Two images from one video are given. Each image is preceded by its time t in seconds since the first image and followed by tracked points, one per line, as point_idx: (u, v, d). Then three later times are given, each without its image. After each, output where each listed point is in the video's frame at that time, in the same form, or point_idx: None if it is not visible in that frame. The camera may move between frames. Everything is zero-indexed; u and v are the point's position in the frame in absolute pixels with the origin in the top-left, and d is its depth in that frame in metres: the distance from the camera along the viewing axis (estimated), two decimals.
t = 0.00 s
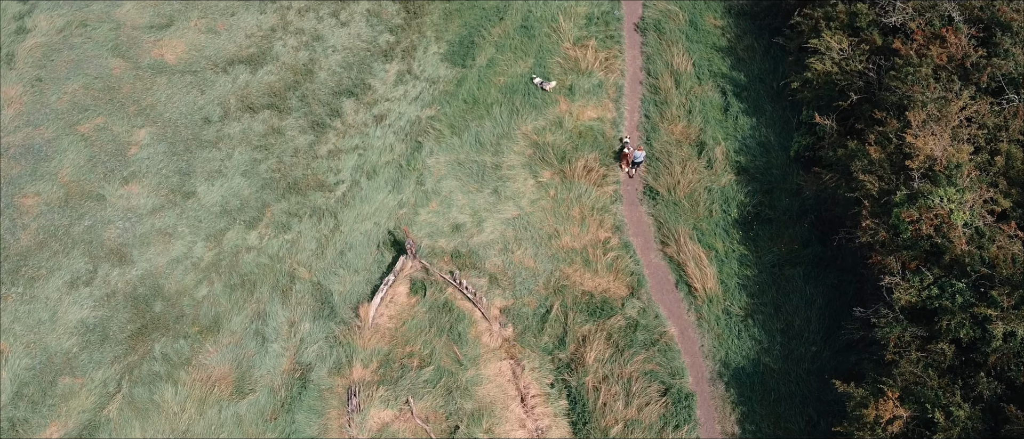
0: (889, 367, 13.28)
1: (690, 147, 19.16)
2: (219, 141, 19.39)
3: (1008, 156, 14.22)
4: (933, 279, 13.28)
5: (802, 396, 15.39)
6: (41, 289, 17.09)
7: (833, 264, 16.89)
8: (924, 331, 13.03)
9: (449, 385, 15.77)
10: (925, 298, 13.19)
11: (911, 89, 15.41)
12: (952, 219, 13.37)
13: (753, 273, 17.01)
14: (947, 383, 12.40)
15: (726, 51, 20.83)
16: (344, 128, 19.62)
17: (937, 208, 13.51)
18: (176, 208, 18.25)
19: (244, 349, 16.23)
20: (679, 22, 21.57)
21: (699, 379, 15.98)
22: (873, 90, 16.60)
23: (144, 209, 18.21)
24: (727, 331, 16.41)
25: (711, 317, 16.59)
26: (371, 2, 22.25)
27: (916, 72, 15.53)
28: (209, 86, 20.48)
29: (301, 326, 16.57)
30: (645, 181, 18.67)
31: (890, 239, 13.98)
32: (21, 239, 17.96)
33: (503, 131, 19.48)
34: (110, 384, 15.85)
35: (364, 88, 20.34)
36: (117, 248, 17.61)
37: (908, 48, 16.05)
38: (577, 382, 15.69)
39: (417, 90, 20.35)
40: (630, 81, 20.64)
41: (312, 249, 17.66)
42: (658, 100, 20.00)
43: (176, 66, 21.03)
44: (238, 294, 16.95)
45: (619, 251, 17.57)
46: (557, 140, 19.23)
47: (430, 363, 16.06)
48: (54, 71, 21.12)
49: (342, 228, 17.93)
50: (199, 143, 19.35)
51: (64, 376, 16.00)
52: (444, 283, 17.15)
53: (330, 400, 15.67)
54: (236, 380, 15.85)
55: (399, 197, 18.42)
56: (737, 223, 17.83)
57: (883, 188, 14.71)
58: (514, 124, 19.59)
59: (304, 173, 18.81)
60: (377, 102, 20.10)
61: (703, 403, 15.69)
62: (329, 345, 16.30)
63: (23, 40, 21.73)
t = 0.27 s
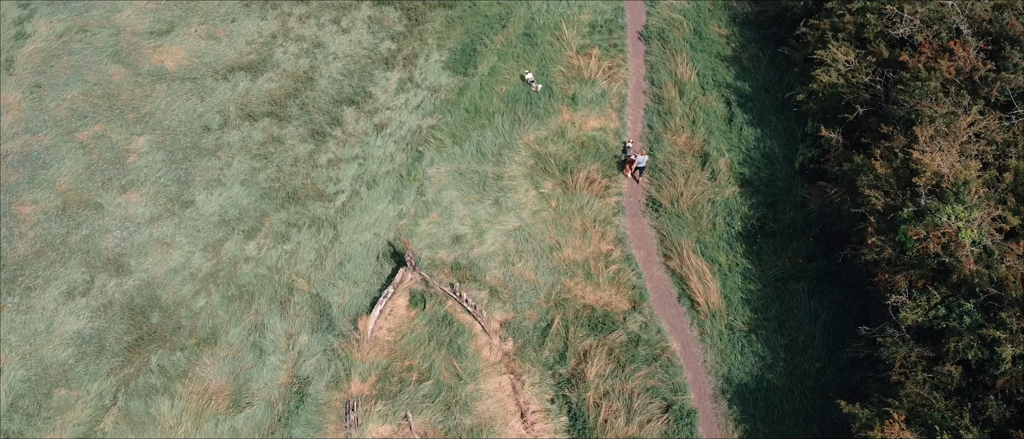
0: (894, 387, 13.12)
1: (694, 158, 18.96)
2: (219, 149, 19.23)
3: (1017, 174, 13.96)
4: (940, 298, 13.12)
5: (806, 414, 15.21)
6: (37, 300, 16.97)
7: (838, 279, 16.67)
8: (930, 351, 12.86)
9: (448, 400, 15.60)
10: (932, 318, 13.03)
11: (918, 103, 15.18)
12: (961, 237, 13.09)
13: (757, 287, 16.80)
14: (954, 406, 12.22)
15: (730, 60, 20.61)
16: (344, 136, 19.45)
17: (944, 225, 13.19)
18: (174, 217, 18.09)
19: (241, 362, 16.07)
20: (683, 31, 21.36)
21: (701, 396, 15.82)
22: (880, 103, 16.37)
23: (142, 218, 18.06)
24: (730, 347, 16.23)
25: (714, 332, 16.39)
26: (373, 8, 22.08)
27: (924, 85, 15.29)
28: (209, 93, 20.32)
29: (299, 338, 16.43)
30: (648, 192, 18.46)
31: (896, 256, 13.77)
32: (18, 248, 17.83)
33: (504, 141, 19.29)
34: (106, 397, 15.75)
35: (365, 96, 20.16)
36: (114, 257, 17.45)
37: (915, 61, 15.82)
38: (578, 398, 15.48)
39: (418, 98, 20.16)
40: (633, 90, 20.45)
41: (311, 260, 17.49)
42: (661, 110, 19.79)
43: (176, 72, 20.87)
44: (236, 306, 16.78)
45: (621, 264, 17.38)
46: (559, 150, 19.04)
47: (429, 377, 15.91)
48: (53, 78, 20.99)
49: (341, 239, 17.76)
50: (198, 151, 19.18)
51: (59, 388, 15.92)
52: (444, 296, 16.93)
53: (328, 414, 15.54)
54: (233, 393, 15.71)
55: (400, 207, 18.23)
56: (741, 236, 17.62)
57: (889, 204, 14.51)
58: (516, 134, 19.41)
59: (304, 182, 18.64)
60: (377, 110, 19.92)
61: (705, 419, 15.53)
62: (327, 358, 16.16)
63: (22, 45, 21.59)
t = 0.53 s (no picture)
0: (900, 408, 12.93)
1: (697, 169, 18.74)
2: (217, 158, 19.06)
3: None
4: (947, 318, 12.95)
5: (809, 432, 15.12)
6: (33, 310, 16.90)
7: (842, 294, 16.46)
8: (936, 372, 12.68)
9: (447, 415, 15.48)
10: (938, 338, 12.89)
11: (925, 117, 14.96)
12: (968, 256, 12.93)
13: (761, 302, 16.58)
14: (960, 428, 12.00)
15: (734, 70, 20.41)
16: (344, 146, 19.28)
17: (951, 243, 13.03)
18: (171, 227, 17.93)
19: (238, 375, 16.01)
20: (687, 39, 21.15)
21: (703, 412, 15.71)
22: (886, 116, 16.15)
23: (139, 227, 17.90)
24: (732, 363, 16.06)
25: (717, 347, 16.19)
26: (374, 15, 21.91)
27: (930, 99, 15.06)
28: (208, 101, 20.16)
29: (297, 351, 16.26)
30: (651, 204, 18.26)
31: (902, 273, 13.55)
32: (15, 257, 17.73)
33: (506, 151, 19.11)
34: (101, 410, 15.75)
35: (365, 104, 19.99)
36: (111, 267, 17.29)
37: (922, 74, 15.62)
38: (578, 414, 15.43)
39: (419, 107, 19.98)
40: (636, 100, 20.25)
41: (309, 271, 17.32)
42: (664, 120, 19.59)
43: (175, 79, 20.71)
44: (233, 318, 16.63)
45: (623, 277, 17.16)
46: (561, 161, 18.84)
47: (427, 392, 15.76)
48: (52, 84, 20.86)
49: (340, 250, 17.59)
50: (196, 159, 19.01)
51: (54, 401, 15.90)
52: (443, 309, 16.78)
53: (325, 429, 15.44)
54: (229, 407, 15.68)
55: (399, 217, 18.05)
56: (744, 249, 17.41)
57: (895, 220, 14.28)
58: (517, 144, 19.22)
59: (303, 192, 18.47)
60: (378, 119, 19.73)
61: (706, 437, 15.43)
62: (324, 371, 16.01)
63: (21, 51, 21.47)
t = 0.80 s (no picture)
0: (903, 427, 12.85)
1: (698, 180, 18.54)
2: (213, 168, 18.87)
3: None
4: (951, 337, 12.73)
5: None
6: (27, 323, 16.80)
7: (843, 308, 16.26)
8: (940, 392, 12.58)
9: (444, 431, 15.37)
10: (942, 357, 12.69)
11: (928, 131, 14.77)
12: (972, 273, 12.78)
13: (762, 316, 16.40)
14: None
15: (736, 79, 20.23)
16: (341, 156, 19.09)
17: (955, 260, 12.88)
18: (166, 238, 17.76)
19: (233, 389, 15.91)
20: (688, 47, 20.96)
21: (703, 428, 15.55)
22: (889, 128, 15.97)
23: (134, 239, 17.73)
24: (733, 378, 15.86)
25: (717, 361, 16.01)
26: (372, 22, 21.72)
27: (934, 112, 14.88)
28: (204, 110, 19.97)
29: (292, 365, 16.16)
30: (651, 215, 18.07)
31: (905, 290, 13.41)
32: (8, 268, 17.59)
33: (504, 162, 18.92)
34: (94, 425, 15.70)
35: (363, 113, 19.79)
36: (105, 280, 17.13)
37: (926, 87, 15.47)
38: (577, 430, 15.26)
39: (417, 116, 19.78)
40: (636, 109, 20.05)
41: (305, 284, 17.14)
42: (665, 130, 19.40)
43: (171, 87, 20.53)
44: (228, 331, 16.48)
45: (623, 290, 16.97)
46: (560, 172, 18.67)
47: (424, 407, 15.61)
48: (46, 92, 20.69)
49: (336, 262, 17.42)
50: (192, 169, 18.83)
51: (47, 415, 15.88)
52: (441, 322, 16.58)
53: None
54: (224, 422, 15.61)
55: (397, 229, 17.88)
56: (745, 262, 17.23)
57: (898, 235, 14.10)
58: (516, 154, 19.04)
59: (299, 203, 18.30)
60: (375, 129, 19.54)
61: None
62: (320, 386, 15.92)
63: (16, 59, 21.32)
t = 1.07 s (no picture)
0: None
1: (697, 191, 18.37)
2: (207, 179, 18.69)
3: None
4: (955, 355, 12.60)
5: None
6: (19, 337, 16.67)
7: (844, 322, 16.12)
8: (944, 411, 12.48)
9: None
10: (945, 376, 12.61)
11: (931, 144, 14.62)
12: (976, 291, 12.58)
13: (763, 330, 16.21)
14: None
15: (736, 88, 20.06)
16: (337, 166, 18.90)
17: (959, 277, 12.66)
18: (160, 250, 17.58)
19: (227, 405, 15.82)
20: (688, 56, 20.78)
21: None
22: (890, 141, 15.82)
23: (127, 250, 17.57)
24: (733, 393, 15.70)
25: (717, 376, 15.86)
26: (369, 30, 21.54)
27: (936, 125, 14.72)
28: (199, 119, 19.80)
29: (287, 380, 16.03)
30: (650, 227, 17.88)
31: (908, 307, 13.17)
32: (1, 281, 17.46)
33: (502, 172, 18.74)
34: None
35: (359, 123, 19.61)
36: (98, 293, 16.97)
37: (928, 99, 15.30)
38: None
39: (414, 125, 19.59)
40: (636, 118, 19.87)
41: (301, 296, 16.96)
42: (664, 140, 19.22)
43: (165, 96, 20.35)
44: (223, 345, 16.33)
45: (621, 303, 16.79)
46: (558, 182, 18.46)
47: (420, 422, 15.51)
48: (40, 101, 20.52)
49: (332, 274, 17.21)
50: (187, 180, 18.66)
51: (39, 431, 15.84)
52: (437, 336, 16.39)
53: None
54: None
55: (393, 240, 17.70)
56: (745, 274, 17.04)
57: (900, 250, 13.95)
58: (514, 165, 18.87)
59: (295, 214, 18.12)
60: (372, 139, 19.37)
61: None
62: (315, 401, 15.81)
63: (10, 67, 21.17)
